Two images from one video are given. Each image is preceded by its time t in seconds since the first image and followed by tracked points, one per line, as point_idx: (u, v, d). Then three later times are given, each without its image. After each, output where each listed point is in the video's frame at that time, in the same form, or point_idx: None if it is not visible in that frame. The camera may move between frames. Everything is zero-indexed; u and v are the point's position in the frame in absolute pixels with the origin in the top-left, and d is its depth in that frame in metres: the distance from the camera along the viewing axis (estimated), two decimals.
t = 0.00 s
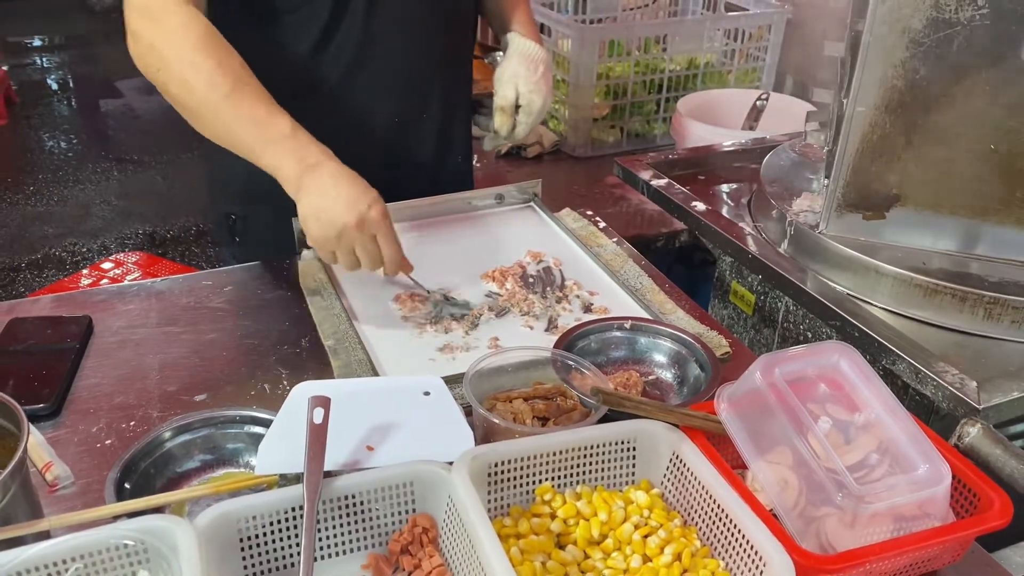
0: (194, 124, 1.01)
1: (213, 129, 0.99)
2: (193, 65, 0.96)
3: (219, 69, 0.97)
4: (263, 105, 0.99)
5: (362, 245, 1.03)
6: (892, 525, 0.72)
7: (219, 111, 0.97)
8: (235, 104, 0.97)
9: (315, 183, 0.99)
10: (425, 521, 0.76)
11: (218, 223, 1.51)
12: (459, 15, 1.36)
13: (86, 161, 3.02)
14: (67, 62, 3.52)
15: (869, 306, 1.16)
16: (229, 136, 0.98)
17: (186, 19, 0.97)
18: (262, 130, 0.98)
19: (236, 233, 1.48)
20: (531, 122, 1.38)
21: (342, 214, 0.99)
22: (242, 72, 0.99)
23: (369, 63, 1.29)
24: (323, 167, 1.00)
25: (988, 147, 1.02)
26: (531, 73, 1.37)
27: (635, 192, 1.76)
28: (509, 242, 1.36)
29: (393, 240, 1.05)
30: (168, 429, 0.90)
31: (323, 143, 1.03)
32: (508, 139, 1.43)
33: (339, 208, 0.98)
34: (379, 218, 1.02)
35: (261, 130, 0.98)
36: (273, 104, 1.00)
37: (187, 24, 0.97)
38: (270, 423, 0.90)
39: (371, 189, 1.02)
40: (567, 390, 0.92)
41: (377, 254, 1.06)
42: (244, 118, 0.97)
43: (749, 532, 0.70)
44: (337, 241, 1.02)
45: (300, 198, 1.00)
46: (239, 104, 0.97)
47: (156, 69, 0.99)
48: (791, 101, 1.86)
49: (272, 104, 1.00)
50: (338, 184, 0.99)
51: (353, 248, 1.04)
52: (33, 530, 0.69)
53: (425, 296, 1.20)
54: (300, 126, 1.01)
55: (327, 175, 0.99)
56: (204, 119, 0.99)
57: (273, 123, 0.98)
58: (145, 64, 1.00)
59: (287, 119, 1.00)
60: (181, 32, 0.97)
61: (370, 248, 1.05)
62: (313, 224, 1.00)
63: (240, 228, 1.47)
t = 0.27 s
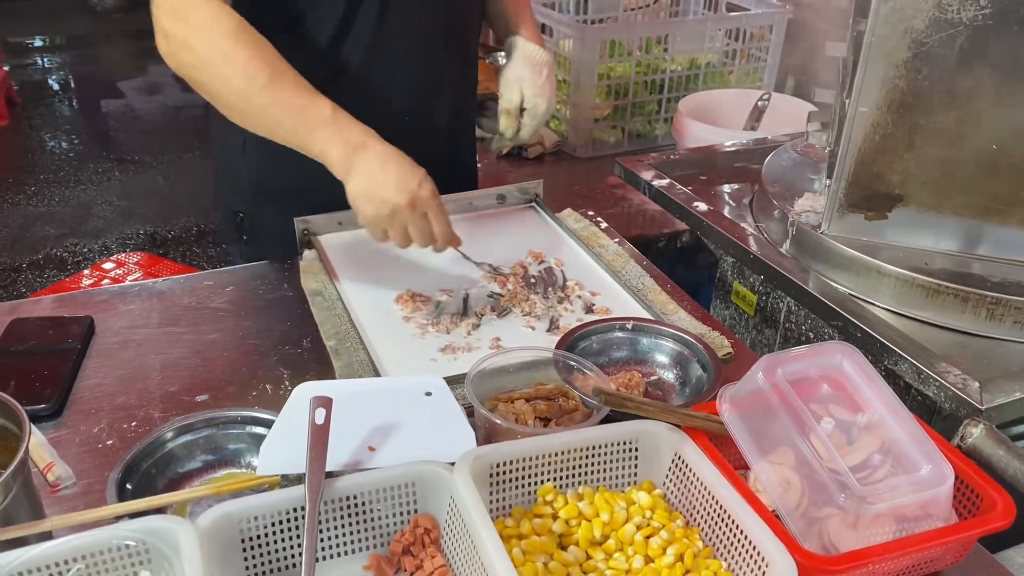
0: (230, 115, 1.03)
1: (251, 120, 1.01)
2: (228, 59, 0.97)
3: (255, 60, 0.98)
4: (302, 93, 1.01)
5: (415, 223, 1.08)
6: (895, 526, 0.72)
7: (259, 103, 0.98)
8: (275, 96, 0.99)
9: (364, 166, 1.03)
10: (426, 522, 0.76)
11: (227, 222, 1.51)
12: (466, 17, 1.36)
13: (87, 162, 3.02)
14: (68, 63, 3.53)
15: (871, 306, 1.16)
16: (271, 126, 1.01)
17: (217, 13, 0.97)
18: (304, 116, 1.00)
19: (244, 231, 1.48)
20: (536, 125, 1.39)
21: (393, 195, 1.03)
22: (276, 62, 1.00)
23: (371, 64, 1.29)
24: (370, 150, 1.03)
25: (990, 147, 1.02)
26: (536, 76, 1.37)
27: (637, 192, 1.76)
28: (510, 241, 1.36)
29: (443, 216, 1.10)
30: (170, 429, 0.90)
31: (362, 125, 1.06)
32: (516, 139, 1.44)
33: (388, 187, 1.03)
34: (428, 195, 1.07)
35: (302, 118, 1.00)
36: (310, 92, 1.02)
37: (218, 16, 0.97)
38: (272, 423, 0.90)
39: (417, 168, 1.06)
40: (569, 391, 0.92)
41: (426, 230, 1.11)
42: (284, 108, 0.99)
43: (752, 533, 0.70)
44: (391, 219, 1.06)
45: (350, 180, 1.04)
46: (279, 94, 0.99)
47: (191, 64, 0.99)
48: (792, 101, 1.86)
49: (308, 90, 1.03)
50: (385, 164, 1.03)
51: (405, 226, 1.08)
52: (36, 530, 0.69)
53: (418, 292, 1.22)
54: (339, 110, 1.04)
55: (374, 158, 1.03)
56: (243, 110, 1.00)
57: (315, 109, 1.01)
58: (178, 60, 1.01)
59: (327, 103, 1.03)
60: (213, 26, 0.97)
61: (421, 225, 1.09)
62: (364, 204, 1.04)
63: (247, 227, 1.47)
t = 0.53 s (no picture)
0: (240, 105, 1.04)
1: (263, 113, 1.03)
2: (243, 52, 0.98)
3: (269, 54, 0.99)
4: (314, 88, 1.03)
5: (423, 218, 1.11)
6: (899, 527, 0.71)
7: (271, 94, 1.00)
8: (288, 88, 1.00)
9: (374, 161, 1.06)
10: (429, 523, 0.76)
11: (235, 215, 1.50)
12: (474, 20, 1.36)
13: (88, 162, 3.02)
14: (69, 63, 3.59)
15: (874, 306, 1.16)
16: (281, 118, 1.02)
17: (231, 7, 0.98)
18: (315, 111, 1.02)
19: (252, 228, 1.47)
20: (542, 127, 1.39)
21: (403, 188, 1.06)
22: (289, 55, 1.02)
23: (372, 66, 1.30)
24: (379, 145, 1.07)
25: (993, 148, 1.02)
26: (544, 79, 1.37)
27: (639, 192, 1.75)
28: (512, 240, 1.36)
29: (451, 212, 1.13)
30: (172, 430, 0.90)
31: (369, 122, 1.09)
32: (523, 139, 1.44)
33: (398, 182, 1.06)
34: (437, 190, 1.10)
35: (315, 112, 1.02)
36: (321, 85, 1.04)
37: (233, 9, 0.98)
38: (274, 424, 0.90)
39: (424, 164, 1.10)
40: (571, 392, 0.91)
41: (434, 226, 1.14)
42: (298, 101, 1.01)
43: (755, 534, 0.70)
44: (399, 213, 1.09)
45: (358, 174, 1.06)
46: (293, 88, 1.01)
47: (203, 53, 1.00)
48: (794, 101, 1.86)
49: (320, 84, 1.05)
50: (394, 161, 1.07)
51: (413, 221, 1.11)
52: (38, 531, 0.70)
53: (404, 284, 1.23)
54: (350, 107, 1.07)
55: (383, 153, 1.06)
56: (256, 102, 1.01)
57: (327, 104, 1.03)
58: (190, 49, 1.01)
59: (339, 101, 1.05)
60: (229, 20, 0.97)
61: (429, 219, 1.12)
62: (375, 201, 1.07)
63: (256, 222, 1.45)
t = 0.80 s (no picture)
0: (254, 93, 1.03)
1: (278, 103, 1.03)
2: (260, 44, 0.98)
3: (287, 45, 0.99)
4: (331, 76, 1.03)
5: (440, 203, 1.12)
6: (901, 528, 0.71)
7: (288, 85, 1.00)
8: (306, 79, 1.00)
9: (391, 145, 1.07)
10: (429, 524, 0.76)
11: (243, 210, 1.50)
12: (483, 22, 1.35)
13: (89, 162, 3.02)
14: (69, 63, 3.61)
15: (876, 306, 1.16)
16: (298, 109, 1.02)
17: None
18: (333, 99, 1.02)
19: (261, 222, 1.46)
20: (553, 127, 1.39)
21: (422, 172, 1.08)
22: (306, 47, 1.01)
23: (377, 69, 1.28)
24: (396, 131, 1.07)
25: (995, 148, 1.02)
26: (554, 77, 1.37)
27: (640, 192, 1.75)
28: (513, 240, 1.36)
29: (466, 198, 1.15)
30: (172, 430, 0.89)
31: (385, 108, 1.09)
32: (531, 140, 1.43)
33: (418, 167, 1.07)
34: (455, 175, 1.12)
35: (333, 101, 1.02)
36: (337, 75, 1.04)
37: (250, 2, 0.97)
38: (275, 425, 0.90)
39: (441, 151, 1.11)
40: (572, 392, 0.91)
41: (450, 211, 1.15)
42: (314, 89, 1.01)
43: (757, 535, 0.70)
44: (418, 197, 1.10)
45: (376, 161, 1.07)
46: (310, 75, 1.01)
47: (218, 45, 0.99)
48: (796, 100, 1.86)
49: (335, 73, 1.05)
50: (411, 146, 1.08)
51: (432, 205, 1.12)
52: (37, 533, 0.70)
53: (398, 280, 1.24)
54: (366, 94, 1.07)
55: (402, 140, 1.07)
56: (272, 92, 1.01)
57: (344, 90, 1.04)
58: (204, 37, 1.00)
59: (354, 87, 1.05)
60: (246, 11, 0.97)
61: (447, 207, 1.14)
62: (392, 185, 1.08)
63: (264, 217, 1.45)
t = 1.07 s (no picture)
0: (260, 85, 1.03)
1: (284, 94, 1.03)
2: (265, 34, 0.97)
3: (292, 37, 0.99)
4: (335, 69, 1.03)
5: (440, 198, 1.12)
6: (902, 529, 0.71)
7: (294, 76, 1.00)
8: (310, 71, 1.00)
9: (393, 139, 1.06)
10: (430, 525, 0.76)
11: (253, 207, 1.50)
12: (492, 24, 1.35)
13: (89, 161, 3.02)
14: (70, 63, 3.61)
15: (877, 307, 1.16)
16: (303, 100, 1.02)
17: None
18: (336, 91, 1.02)
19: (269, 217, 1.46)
20: (561, 125, 1.38)
21: (422, 168, 1.07)
22: (311, 39, 1.01)
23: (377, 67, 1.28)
24: (398, 127, 1.07)
25: (996, 148, 1.01)
26: (563, 77, 1.37)
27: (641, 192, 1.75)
28: (513, 241, 1.36)
29: (466, 193, 1.15)
30: (172, 431, 0.89)
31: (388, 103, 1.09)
32: (541, 140, 1.43)
33: (418, 163, 1.07)
34: (454, 171, 1.12)
35: (337, 92, 1.02)
36: (342, 68, 1.04)
37: None
38: (276, 425, 0.90)
39: (442, 147, 1.11)
40: (573, 392, 0.91)
41: (449, 206, 1.15)
42: (318, 81, 1.01)
43: (758, 536, 0.69)
44: (418, 193, 1.10)
45: (378, 155, 1.07)
46: (315, 68, 1.01)
47: (225, 34, 0.99)
48: (798, 99, 1.85)
49: (340, 66, 1.05)
50: (414, 141, 1.07)
51: (431, 200, 1.12)
52: (37, 534, 0.69)
53: (394, 279, 1.24)
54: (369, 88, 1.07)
55: (403, 135, 1.07)
56: (278, 83, 1.01)
57: (347, 84, 1.04)
58: (208, 24, 1.00)
59: (358, 82, 1.05)
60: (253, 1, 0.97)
61: (446, 201, 1.14)
62: (394, 180, 1.08)
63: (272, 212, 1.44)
